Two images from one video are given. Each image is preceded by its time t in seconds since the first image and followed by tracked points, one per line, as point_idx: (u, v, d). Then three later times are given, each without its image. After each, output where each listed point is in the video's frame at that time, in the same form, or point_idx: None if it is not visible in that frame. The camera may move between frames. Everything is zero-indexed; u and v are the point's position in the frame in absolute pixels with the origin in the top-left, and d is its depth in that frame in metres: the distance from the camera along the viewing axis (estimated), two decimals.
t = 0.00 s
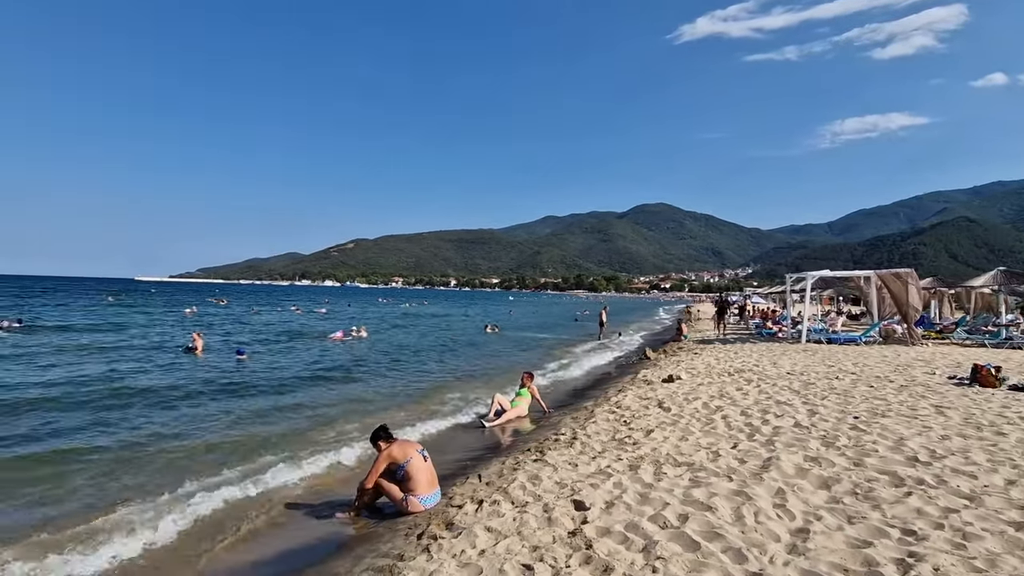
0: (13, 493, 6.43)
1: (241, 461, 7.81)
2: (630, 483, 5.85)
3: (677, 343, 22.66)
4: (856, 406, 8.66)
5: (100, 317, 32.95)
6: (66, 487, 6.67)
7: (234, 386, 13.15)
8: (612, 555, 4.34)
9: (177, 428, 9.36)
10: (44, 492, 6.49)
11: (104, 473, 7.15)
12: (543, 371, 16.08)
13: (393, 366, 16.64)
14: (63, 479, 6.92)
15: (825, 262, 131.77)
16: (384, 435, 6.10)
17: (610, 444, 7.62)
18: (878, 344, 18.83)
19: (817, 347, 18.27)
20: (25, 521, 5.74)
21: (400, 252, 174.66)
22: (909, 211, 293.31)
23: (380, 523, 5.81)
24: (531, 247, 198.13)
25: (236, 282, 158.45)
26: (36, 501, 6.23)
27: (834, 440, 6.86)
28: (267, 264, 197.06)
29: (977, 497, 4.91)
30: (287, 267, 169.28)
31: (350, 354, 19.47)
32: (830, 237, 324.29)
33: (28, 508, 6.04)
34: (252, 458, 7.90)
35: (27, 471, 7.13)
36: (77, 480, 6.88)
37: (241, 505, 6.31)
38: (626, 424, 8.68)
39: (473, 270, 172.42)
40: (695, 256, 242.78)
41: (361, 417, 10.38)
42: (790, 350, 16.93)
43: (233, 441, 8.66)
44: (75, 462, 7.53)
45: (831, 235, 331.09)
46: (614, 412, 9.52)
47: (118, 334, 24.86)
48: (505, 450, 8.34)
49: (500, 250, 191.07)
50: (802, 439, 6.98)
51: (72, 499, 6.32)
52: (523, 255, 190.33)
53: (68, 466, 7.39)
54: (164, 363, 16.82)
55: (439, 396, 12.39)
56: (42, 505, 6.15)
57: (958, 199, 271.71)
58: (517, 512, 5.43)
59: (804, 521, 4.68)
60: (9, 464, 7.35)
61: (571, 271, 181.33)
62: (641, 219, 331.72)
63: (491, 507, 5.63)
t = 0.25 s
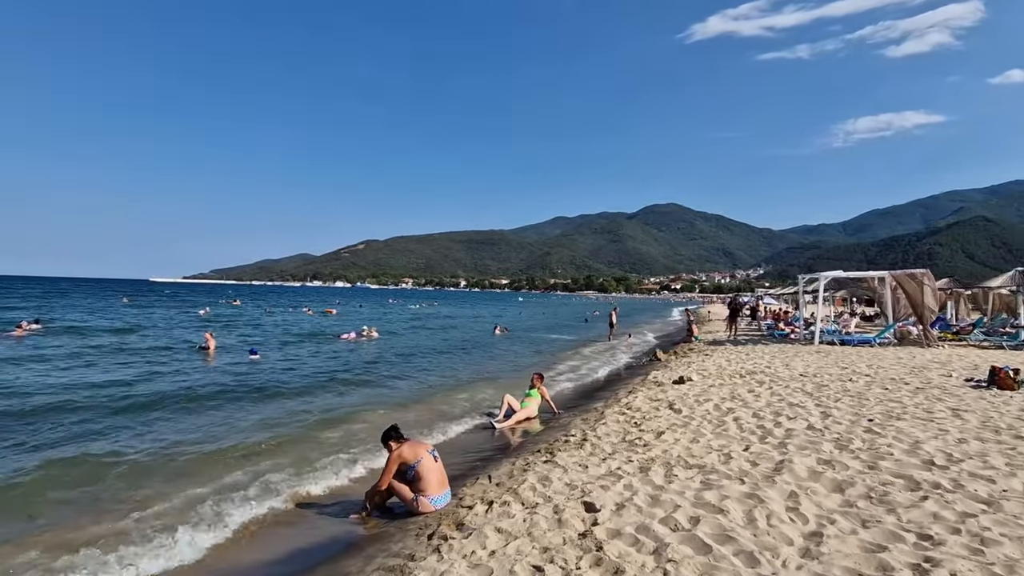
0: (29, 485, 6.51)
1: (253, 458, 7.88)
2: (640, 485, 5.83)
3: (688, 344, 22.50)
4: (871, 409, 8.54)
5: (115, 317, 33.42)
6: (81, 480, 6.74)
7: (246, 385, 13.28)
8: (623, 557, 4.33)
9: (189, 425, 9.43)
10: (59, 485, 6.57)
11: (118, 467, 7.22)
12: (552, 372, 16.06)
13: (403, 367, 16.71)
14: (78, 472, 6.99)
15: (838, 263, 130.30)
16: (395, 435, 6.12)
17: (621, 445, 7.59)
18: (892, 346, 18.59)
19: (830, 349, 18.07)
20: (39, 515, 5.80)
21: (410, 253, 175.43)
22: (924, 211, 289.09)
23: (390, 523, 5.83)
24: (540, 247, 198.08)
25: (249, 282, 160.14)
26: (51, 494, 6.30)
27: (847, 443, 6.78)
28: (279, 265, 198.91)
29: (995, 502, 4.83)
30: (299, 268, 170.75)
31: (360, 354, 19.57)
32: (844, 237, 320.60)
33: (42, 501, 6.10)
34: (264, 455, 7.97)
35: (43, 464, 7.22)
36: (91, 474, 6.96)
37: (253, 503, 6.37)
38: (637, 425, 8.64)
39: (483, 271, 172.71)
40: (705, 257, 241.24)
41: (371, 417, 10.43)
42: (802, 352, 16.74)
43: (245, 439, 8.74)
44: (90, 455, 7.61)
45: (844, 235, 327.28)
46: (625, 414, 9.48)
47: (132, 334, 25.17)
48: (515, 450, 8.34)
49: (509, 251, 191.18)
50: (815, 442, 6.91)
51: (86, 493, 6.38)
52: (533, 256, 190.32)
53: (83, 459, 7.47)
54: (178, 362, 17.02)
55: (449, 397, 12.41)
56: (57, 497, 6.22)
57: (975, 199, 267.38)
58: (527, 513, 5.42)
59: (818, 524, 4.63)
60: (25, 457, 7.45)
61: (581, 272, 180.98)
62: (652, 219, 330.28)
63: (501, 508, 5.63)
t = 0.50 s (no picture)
0: (38, 485, 6.56)
1: (261, 458, 7.93)
2: (647, 487, 5.82)
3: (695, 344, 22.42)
4: (880, 410, 8.48)
5: (124, 318, 33.72)
6: (90, 480, 6.79)
7: (254, 385, 13.38)
8: (629, 558, 4.32)
9: (197, 425, 9.50)
10: (68, 485, 6.62)
11: (126, 468, 7.27)
12: (558, 372, 16.04)
13: (409, 367, 16.76)
14: (87, 472, 7.04)
15: (846, 263, 129.38)
16: (401, 434, 6.11)
17: (627, 446, 7.57)
18: (901, 347, 18.46)
19: (838, 350, 17.97)
20: (49, 515, 5.85)
21: (416, 254, 176.02)
22: (934, 211, 286.41)
23: (397, 523, 5.85)
24: (546, 248, 198.11)
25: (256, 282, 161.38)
26: (60, 494, 6.35)
27: (856, 444, 6.73)
28: (286, 266, 200.02)
29: (1005, 505, 4.78)
30: (306, 268, 171.77)
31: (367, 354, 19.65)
32: (852, 237, 318.38)
33: (51, 501, 6.14)
34: (271, 455, 8.02)
35: (53, 464, 7.30)
36: (99, 474, 7.00)
37: (261, 502, 6.41)
38: (643, 426, 8.62)
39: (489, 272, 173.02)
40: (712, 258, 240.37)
41: (378, 417, 10.48)
42: (810, 353, 16.62)
43: (253, 439, 8.81)
44: (99, 456, 7.67)
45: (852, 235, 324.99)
46: (631, 414, 9.46)
47: (141, 334, 25.39)
48: (521, 450, 8.34)
49: (515, 252, 191.33)
50: (823, 443, 6.86)
51: (94, 493, 6.42)
52: (539, 256, 190.37)
53: (92, 460, 7.52)
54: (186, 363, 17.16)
55: (456, 397, 12.43)
56: (66, 497, 6.27)
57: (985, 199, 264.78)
58: (534, 513, 5.43)
59: (826, 526, 4.60)
60: (34, 458, 7.51)
61: (587, 272, 180.85)
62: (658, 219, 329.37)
63: (507, 508, 5.64)
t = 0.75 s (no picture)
0: (47, 486, 6.60)
1: (269, 457, 7.98)
2: (655, 488, 5.80)
3: (703, 345, 22.31)
4: (890, 412, 8.40)
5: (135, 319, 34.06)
6: (98, 481, 6.82)
7: (263, 386, 13.47)
8: (637, 559, 4.31)
9: (208, 426, 9.59)
10: (77, 485, 6.65)
11: (135, 468, 7.31)
12: (565, 373, 16.01)
13: (417, 368, 16.80)
14: (96, 473, 7.08)
15: (856, 264, 128.34)
16: (411, 434, 6.18)
17: (635, 447, 7.55)
18: (912, 349, 18.27)
19: (848, 351, 17.82)
20: (61, 513, 5.93)
21: (423, 254, 176.47)
22: (946, 211, 283.31)
23: (405, 522, 5.87)
24: (553, 249, 197.86)
25: (265, 283, 162.39)
26: (69, 494, 6.39)
27: (866, 446, 6.67)
28: (294, 267, 201.17)
29: (1020, 509, 4.72)
30: (314, 269, 172.63)
31: (374, 355, 19.72)
32: (861, 238, 315.56)
33: (60, 501, 6.18)
34: (280, 455, 8.08)
35: (66, 464, 7.39)
36: (108, 474, 7.04)
37: (269, 502, 6.46)
38: (651, 427, 8.59)
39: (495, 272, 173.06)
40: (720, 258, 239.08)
41: (385, 418, 10.53)
42: (819, 354, 16.50)
43: (261, 439, 8.87)
44: (108, 457, 7.72)
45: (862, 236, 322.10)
46: (639, 416, 9.43)
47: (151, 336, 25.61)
48: (528, 451, 8.34)
49: (522, 253, 191.25)
50: (833, 445, 6.81)
51: (102, 493, 6.45)
52: (546, 257, 190.20)
53: (102, 461, 7.58)
54: (196, 363, 17.31)
55: (463, 397, 12.45)
56: (75, 497, 6.31)
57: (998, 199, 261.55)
58: (541, 514, 5.43)
59: (836, 529, 4.57)
60: (44, 459, 7.57)
61: (594, 273, 180.45)
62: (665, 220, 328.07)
63: (515, 509, 5.64)
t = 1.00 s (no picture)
0: (62, 486, 6.67)
1: (280, 457, 8.04)
2: (666, 489, 5.78)
3: (713, 346, 22.16)
4: (906, 414, 8.29)
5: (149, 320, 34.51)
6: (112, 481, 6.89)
7: (275, 386, 13.58)
8: (648, 560, 4.30)
9: (220, 426, 9.70)
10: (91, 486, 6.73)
11: (150, 467, 7.41)
12: (575, 374, 15.97)
13: (426, 368, 16.86)
14: (109, 473, 7.15)
15: (870, 263, 126.76)
16: (423, 432, 6.17)
17: (645, 448, 7.52)
18: (928, 350, 18.01)
19: (862, 352, 17.60)
20: (78, 511, 6.03)
21: (433, 255, 177.02)
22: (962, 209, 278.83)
23: (416, 522, 5.89)
24: (563, 249, 197.49)
25: (276, 284, 163.81)
26: (83, 495, 6.45)
27: (881, 448, 6.60)
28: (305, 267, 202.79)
29: None
30: (324, 269, 173.88)
31: (384, 355, 19.82)
32: (875, 237, 311.60)
33: (75, 500, 6.26)
34: (291, 455, 8.14)
35: (82, 463, 7.51)
36: (123, 474, 7.12)
37: (281, 501, 6.51)
38: (661, 428, 8.55)
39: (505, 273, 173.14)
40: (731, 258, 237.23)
41: (395, 418, 10.58)
42: (832, 355, 16.32)
43: (273, 439, 8.95)
44: (122, 457, 7.80)
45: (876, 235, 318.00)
46: (649, 417, 9.39)
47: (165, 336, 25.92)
48: (538, 452, 8.33)
49: (531, 253, 191.16)
50: (846, 447, 6.74)
51: (116, 493, 6.51)
52: (555, 257, 189.92)
53: (116, 461, 7.66)
54: (208, 363, 17.50)
55: (472, 397, 12.47)
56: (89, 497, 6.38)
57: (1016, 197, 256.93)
58: (552, 514, 5.43)
59: (850, 532, 4.52)
60: (60, 459, 7.68)
61: (604, 273, 179.88)
62: (675, 219, 326.19)
63: (525, 509, 5.65)
